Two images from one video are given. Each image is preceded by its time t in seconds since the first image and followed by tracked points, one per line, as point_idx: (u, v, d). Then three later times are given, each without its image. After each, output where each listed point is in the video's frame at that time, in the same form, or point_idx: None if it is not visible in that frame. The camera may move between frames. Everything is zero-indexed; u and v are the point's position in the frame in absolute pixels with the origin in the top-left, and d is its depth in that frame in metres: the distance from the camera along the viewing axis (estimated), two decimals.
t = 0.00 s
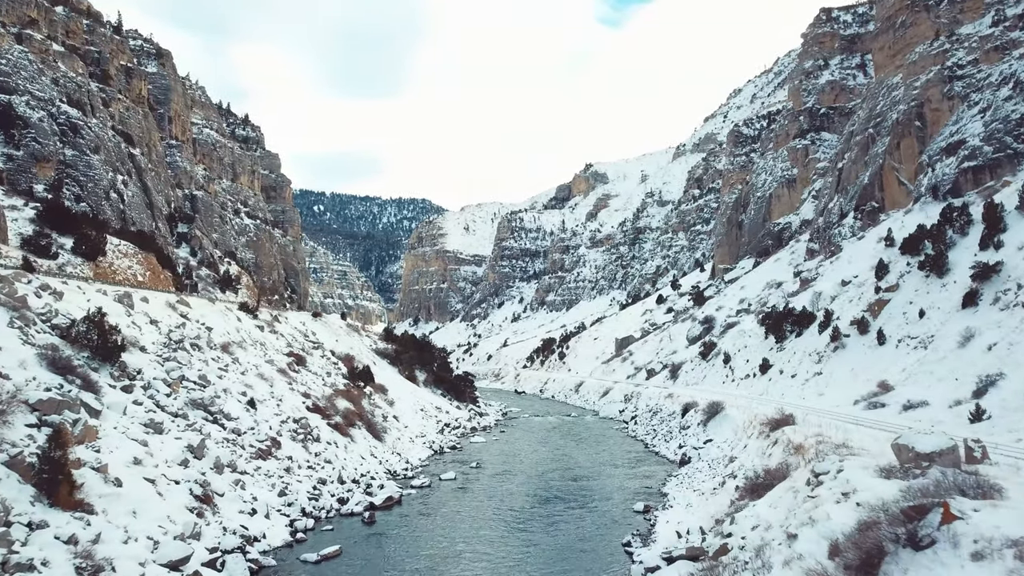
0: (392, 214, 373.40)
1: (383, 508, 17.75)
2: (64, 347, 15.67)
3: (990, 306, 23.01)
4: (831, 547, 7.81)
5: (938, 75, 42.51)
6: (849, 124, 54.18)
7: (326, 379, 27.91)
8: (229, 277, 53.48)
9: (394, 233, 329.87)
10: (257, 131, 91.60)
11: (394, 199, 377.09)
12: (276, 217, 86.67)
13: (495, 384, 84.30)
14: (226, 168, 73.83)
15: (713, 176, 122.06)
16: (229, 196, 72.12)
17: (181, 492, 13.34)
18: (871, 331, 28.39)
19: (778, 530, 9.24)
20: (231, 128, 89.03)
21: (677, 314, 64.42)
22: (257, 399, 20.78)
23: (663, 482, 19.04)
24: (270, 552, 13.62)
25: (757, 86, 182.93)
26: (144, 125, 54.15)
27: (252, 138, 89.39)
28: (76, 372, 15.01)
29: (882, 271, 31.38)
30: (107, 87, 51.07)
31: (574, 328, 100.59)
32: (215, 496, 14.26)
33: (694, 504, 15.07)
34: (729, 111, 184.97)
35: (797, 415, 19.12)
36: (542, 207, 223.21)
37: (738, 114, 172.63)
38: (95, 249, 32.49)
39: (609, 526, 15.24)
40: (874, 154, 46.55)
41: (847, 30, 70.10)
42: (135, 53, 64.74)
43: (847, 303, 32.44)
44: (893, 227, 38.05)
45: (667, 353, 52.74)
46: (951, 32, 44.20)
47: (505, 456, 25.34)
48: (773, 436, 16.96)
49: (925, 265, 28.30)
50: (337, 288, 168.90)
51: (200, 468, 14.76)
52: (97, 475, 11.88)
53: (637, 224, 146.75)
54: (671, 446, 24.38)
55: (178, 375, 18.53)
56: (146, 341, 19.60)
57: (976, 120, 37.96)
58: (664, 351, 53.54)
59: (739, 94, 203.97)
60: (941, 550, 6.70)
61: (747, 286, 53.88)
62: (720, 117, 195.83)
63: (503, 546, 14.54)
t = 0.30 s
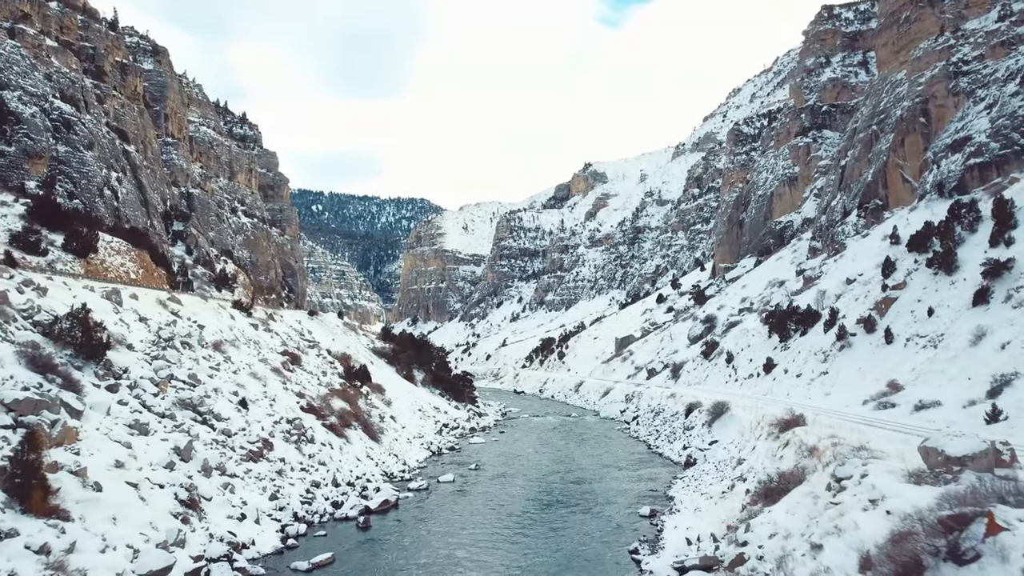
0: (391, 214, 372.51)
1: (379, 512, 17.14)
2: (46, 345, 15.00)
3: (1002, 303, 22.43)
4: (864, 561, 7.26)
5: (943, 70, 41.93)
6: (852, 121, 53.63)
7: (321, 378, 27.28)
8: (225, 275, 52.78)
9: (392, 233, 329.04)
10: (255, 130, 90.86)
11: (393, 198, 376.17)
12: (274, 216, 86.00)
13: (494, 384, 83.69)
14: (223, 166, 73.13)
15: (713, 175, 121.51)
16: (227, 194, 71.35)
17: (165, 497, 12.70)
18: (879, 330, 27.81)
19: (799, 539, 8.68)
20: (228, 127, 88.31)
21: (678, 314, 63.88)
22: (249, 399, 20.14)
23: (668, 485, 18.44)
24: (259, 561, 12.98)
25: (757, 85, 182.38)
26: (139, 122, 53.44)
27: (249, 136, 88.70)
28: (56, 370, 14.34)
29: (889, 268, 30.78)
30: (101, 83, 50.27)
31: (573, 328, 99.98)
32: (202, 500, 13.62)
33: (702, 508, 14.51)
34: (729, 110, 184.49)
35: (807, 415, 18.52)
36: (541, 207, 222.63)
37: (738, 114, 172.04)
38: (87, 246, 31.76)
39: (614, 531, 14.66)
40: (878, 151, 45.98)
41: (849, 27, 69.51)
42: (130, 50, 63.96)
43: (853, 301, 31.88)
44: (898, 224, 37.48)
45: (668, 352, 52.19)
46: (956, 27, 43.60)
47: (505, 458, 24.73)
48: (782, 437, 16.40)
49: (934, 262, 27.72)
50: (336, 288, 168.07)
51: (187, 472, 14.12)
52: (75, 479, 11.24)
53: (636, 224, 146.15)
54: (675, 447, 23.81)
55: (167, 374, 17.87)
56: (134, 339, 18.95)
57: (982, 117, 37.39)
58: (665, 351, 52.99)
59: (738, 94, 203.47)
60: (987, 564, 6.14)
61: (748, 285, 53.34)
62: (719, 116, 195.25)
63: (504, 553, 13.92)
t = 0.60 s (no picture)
0: (387, 214, 371.52)
1: (372, 517, 16.49)
2: (22, 343, 14.27)
3: (1011, 301, 21.90)
4: None
5: (945, 67, 41.51)
6: (852, 119, 53.22)
7: (314, 378, 26.61)
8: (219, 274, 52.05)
9: (388, 233, 328.01)
10: (250, 128, 90.00)
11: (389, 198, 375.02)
12: (269, 214, 85.17)
13: (491, 384, 83.08)
14: (217, 164, 72.26)
15: (711, 174, 121.09)
16: (221, 193, 70.46)
17: (145, 503, 12.02)
18: (884, 328, 27.28)
19: (823, 550, 8.13)
20: (223, 125, 87.44)
21: (676, 313, 63.35)
22: (238, 399, 19.45)
23: (671, 488, 17.85)
24: (244, 570, 12.32)
25: (754, 84, 182.26)
26: (133, 119, 52.64)
27: (244, 135, 87.83)
28: (32, 369, 13.64)
29: (893, 266, 30.26)
30: (93, 79, 49.39)
31: (571, 327, 99.43)
32: (185, 506, 12.94)
33: (710, 513, 13.91)
34: (726, 110, 184.30)
35: (815, 415, 17.95)
36: (538, 207, 222.07)
37: (735, 114, 171.88)
38: (75, 243, 31.01)
39: (617, 537, 14.06)
40: (879, 148, 45.56)
41: (849, 25, 69.11)
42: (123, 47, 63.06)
43: (856, 299, 31.36)
44: (901, 222, 36.99)
45: (667, 352, 51.64)
46: (958, 23, 43.17)
47: (502, 459, 24.10)
48: (790, 439, 15.82)
49: (939, 259, 27.22)
50: (332, 288, 167.09)
51: (169, 475, 13.44)
52: (46, 484, 10.55)
53: (634, 223, 145.72)
54: (677, 449, 23.22)
55: (151, 373, 17.18)
56: (118, 337, 18.23)
57: (986, 113, 36.96)
58: (664, 350, 52.44)
59: (735, 93, 203.31)
60: None
61: (748, 284, 52.83)
62: (716, 115, 195.00)
63: (502, 561, 13.29)
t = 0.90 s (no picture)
0: (382, 213, 370.25)
1: (363, 522, 15.85)
2: None
3: (1020, 298, 21.44)
4: None
5: (946, 63, 41.17)
6: (851, 116, 52.88)
7: (305, 377, 25.92)
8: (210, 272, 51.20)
9: (383, 233, 326.82)
10: (244, 126, 89.04)
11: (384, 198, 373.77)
12: (262, 213, 84.24)
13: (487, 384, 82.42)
14: (210, 162, 71.32)
15: (707, 173, 120.73)
16: (214, 191, 69.47)
17: (121, 509, 11.33)
18: (887, 326, 26.79)
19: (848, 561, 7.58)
20: (216, 123, 86.46)
21: (673, 312, 62.87)
22: (225, 399, 18.75)
23: (674, 491, 17.25)
24: None
25: (750, 84, 182.29)
26: (123, 115, 51.67)
27: (238, 133, 86.88)
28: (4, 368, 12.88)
29: (896, 264, 29.80)
30: (83, 75, 48.38)
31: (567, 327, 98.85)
32: (164, 511, 12.26)
33: (716, 517, 13.33)
34: (722, 109, 184.10)
35: (822, 416, 17.40)
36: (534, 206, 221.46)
37: (731, 113, 171.84)
38: (61, 240, 30.18)
39: (620, 543, 13.47)
40: (878, 145, 45.19)
41: (846, 23, 68.85)
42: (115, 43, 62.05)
43: (858, 297, 30.88)
44: (902, 219, 36.58)
45: (664, 351, 51.11)
46: (959, 19, 42.84)
47: (499, 461, 23.46)
48: (798, 440, 15.26)
49: (944, 256, 26.79)
50: (326, 288, 165.98)
51: (149, 478, 12.72)
52: (12, 491, 9.85)
53: (629, 223, 145.28)
54: (678, 450, 22.66)
55: (134, 372, 16.45)
56: (100, 335, 17.48)
57: (987, 109, 36.61)
58: (662, 350, 51.92)
59: (731, 93, 203.31)
60: None
61: (745, 283, 52.37)
62: (712, 114, 194.88)
63: (501, 569, 12.70)
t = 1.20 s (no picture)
0: (378, 213, 369.12)
1: (355, 527, 15.23)
2: None
3: None
4: None
5: (948, 59, 40.78)
6: (851, 114, 52.51)
7: (297, 377, 25.26)
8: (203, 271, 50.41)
9: (379, 233, 325.67)
10: (239, 125, 88.16)
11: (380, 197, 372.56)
12: (257, 212, 83.40)
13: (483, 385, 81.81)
14: (204, 161, 70.44)
15: (704, 173, 120.37)
16: (208, 189, 68.59)
17: (94, 516, 10.63)
18: (892, 325, 26.28)
19: None
20: (210, 121, 85.56)
21: (671, 312, 62.40)
22: (212, 399, 18.05)
23: (678, 495, 16.65)
24: None
25: (747, 83, 182.06)
26: (115, 112, 50.78)
27: (232, 131, 86.02)
28: None
29: (900, 261, 29.31)
30: (74, 71, 47.44)
31: (564, 327, 98.25)
32: (142, 518, 11.58)
33: (725, 523, 12.75)
34: (719, 109, 183.87)
35: (830, 416, 16.83)
36: (530, 206, 220.92)
37: (728, 112, 171.73)
38: (48, 236, 29.35)
39: (623, 550, 12.87)
40: (879, 143, 44.79)
41: (845, 21, 68.54)
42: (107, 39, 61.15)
43: (862, 295, 30.37)
44: (904, 217, 36.13)
45: (663, 351, 50.57)
46: (961, 15, 42.47)
47: (496, 463, 22.83)
48: (807, 441, 14.70)
49: (950, 253, 26.35)
50: (322, 288, 165.00)
51: (127, 483, 12.03)
52: None
53: (626, 222, 144.83)
54: (680, 452, 22.07)
55: (116, 371, 15.73)
56: (81, 333, 16.69)
57: (990, 106, 36.23)
58: (660, 349, 51.36)
59: (728, 92, 203.30)
60: None
61: (744, 282, 51.89)
62: (709, 114, 194.67)
63: None
